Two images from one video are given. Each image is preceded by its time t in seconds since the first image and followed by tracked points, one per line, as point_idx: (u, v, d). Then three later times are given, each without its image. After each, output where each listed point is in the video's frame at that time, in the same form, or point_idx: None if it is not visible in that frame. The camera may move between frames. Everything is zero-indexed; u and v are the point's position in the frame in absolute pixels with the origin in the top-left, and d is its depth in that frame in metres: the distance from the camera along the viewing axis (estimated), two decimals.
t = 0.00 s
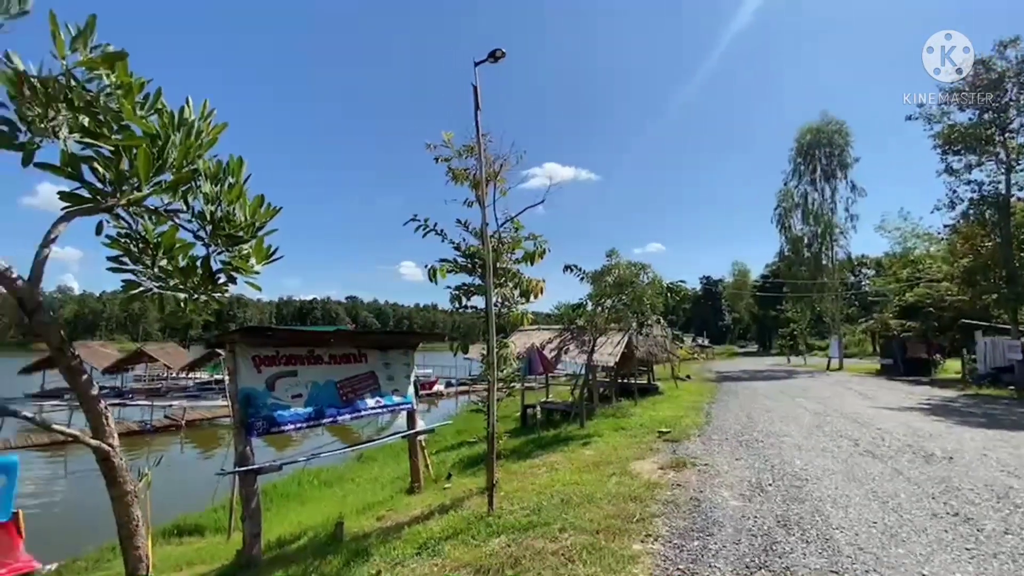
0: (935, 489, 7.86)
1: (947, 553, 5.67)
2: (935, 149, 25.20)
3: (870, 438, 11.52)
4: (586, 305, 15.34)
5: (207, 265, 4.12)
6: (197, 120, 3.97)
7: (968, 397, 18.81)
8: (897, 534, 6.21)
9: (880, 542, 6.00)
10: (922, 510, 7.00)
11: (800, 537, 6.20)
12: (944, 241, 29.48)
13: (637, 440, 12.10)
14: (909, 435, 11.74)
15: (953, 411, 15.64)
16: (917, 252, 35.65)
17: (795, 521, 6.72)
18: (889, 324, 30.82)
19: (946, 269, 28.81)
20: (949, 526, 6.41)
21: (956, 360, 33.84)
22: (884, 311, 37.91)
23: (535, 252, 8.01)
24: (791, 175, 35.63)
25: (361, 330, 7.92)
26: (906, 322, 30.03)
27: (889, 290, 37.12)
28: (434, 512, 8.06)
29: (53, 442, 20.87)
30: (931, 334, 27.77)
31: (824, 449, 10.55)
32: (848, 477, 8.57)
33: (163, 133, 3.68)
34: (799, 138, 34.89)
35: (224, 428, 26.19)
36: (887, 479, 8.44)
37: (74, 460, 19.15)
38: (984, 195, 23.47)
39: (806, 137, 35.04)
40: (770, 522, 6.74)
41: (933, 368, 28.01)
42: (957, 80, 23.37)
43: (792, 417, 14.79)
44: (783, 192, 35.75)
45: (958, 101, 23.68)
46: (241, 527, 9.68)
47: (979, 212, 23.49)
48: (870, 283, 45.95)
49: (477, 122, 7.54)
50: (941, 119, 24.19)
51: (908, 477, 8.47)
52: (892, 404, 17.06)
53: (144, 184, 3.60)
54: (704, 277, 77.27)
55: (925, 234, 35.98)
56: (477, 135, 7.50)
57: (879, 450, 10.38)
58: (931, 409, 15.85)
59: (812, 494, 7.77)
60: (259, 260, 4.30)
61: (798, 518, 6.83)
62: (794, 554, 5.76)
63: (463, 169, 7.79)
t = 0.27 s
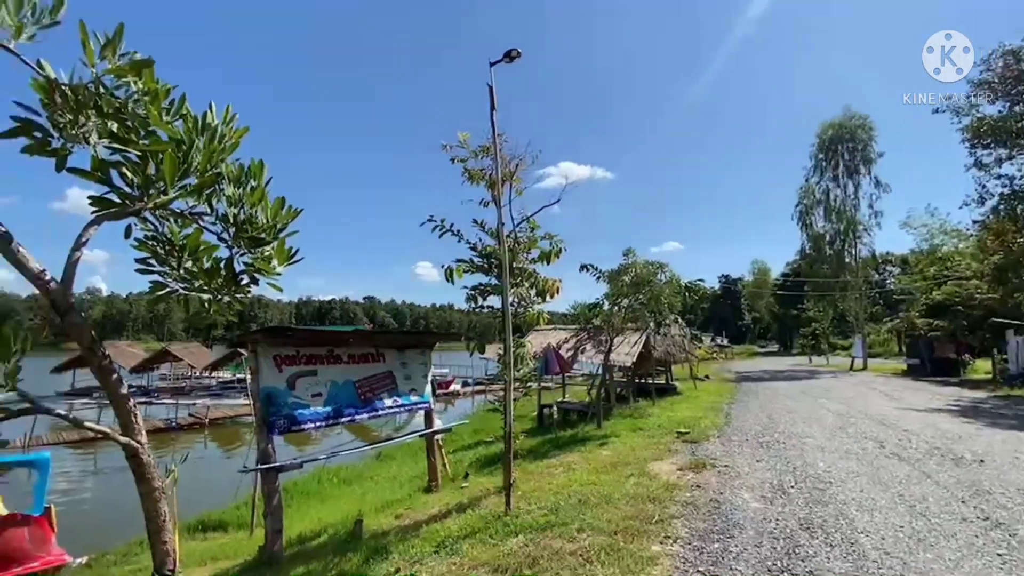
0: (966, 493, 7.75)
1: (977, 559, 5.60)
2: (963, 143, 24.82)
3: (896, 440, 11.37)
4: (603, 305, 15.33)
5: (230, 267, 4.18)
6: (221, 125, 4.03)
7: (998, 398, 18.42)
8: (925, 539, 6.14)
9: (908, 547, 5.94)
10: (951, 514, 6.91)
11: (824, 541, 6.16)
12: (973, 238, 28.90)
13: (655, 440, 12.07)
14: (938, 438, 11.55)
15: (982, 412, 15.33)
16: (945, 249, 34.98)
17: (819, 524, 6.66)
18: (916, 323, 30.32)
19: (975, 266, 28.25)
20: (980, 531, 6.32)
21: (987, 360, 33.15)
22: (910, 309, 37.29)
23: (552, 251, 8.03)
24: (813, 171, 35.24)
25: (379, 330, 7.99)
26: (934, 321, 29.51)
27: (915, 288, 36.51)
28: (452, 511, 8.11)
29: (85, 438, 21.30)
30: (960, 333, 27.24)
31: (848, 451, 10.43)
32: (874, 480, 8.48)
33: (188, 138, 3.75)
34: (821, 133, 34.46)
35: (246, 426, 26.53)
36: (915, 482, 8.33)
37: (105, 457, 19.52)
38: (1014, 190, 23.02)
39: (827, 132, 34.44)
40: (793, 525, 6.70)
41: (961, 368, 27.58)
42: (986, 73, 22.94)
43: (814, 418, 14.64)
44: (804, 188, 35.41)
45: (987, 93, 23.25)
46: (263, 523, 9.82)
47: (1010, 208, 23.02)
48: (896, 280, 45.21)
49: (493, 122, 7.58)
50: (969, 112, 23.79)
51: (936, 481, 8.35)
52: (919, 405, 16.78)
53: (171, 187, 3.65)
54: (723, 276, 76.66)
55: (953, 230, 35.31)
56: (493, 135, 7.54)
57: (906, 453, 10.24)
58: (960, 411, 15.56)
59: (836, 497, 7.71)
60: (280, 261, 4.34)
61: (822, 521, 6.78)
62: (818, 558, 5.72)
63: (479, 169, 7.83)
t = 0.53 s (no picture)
0: (996, 497, 7.64)
1: (1009, 565, 5.52)
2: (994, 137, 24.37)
3: (924, 443, 11.21)
4: (619, 305, 15.33)
5: (252, 268, 4.26)
6: (243, 129, 4.10)
7: None
8: (954, 544, 6.06)
9: (937, 552, 5.87)
10: (981, 519, 6.82)
11: (848, 545, 6.11)
12: (1004, 235, 28.32)
13: (674, 441, 12.03)
14: (967, 440, 11.37)
15: (1013, 415, 15.02)
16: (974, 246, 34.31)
17: (843, 528, 6.61)
18: (944, 322, 29.80)
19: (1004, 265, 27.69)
20: (1012, 537, 6.22)
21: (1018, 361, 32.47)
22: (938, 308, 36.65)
23: (567, 251, 8.04)
24: (835, 167, 34.82)
25: (397, 330, 8.05)
26: (962, 320, 28.97)
27: (943, 286, 35.87)
28: (469, 510, 8.14)
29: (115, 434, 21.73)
30: (990, 333, 26.70)
31: (874, 454, 10.31)
32: (901, 483, 8.38)
33: (211, 142, 3.85)
34: (843, 129, 34.03)
35: (268, 425, 26.83)
36: (943, 486, 8.22)
37: (133, 453, 19.89)
38: None
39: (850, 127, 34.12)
40: (816, 528, 6.65)
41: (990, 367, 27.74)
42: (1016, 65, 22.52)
43: (838, 419, 14.48)
44: (826, 185, 35.08)
45: (1018, 85, 22.83)
46: (284, 520, 9.93)
47: None
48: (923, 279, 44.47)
49: (509, 122, 7.60)
50: (999, 104, 23.37)
51: (966, 485, 8.23)
52: (947, 407, 16.48)
53: (194, 191, 3.78)
54: (743, 274, 76.00)
55: (982, 227, 34.63)
56: (508, 135, 7.57)
57: (934, 456, 10.09)
58: (991, 413, 15.25)
59: (861, 500, 7.63)
60: (301, 263, 4.40)
61: (846, 525, 6.72)
62: (842, 562, 5.68)
63: (495, 169, 7.86)
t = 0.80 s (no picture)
0: None
1: None
2: None
3: (953, 446, 11.04)
4: (637, 304, 15.34)
5: (274, 269, 4.33)
6: (263, 131, 4.17)
7: None
8: (984, 550, 5.98)
9: (966, 558, 5.80)
10: (1012, 524, 6.71)
11: (873, 549, 6.05)
12: None
13: (693, 442, 11.96)
14: (997, 443, 11.17)
15: None
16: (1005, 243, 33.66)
17: (868, 532, 6.54)
18: (973, 322, 29.25)
19: None
20: None
21: None
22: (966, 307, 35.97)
23: (584, 250, 8.04)
24: (857, 163, 34.39)
25: (415, 330, 8.11)
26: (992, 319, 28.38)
27: (972, 284, 35.21)
28: (486, 509, 8.17)
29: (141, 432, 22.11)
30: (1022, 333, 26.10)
31: (900, 457, 10.18)
32: (927, 487, 8.27)
33: (233, 145, 3.91)
34: (866, 124, 33.57)
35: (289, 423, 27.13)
36: (972, 490, 8.09)
37: (159, 451, 20.22)
38: None
39: (874, 122, 33.57)
40: (840, 532, 6.59)
41: None
42: None
43: (862, 421, 14.31)
44: (848, 181, 34.71)
45: None
46: (305, 516, 10.05)
47: None
48: (949, 278, 43.73)
49: (524, 122, 7.62)
50: None
51: (996, 489, 8.10)
52: (977, 409, 16.18)
53: (217, 194, 3.85)
54: (763, 273, 75.30)
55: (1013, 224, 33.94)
56: (524, 135, 7.59)
57: (963, 459, 9.92)
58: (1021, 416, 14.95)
59: (887, 504, 7.55)
60: (320, 264, 4.47)
61: (872, 529, 6.65)
62: (867, 567, 5.62)
63: (511, 169, 7.88)
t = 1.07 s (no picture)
0: None
1: None
2: None
3: (982, 449, 10.86)
4: (654, 304, 15.31)
5: (294, 271, 4.42)
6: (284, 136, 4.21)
7: None
8: (1015, 556, 5.88)
9: (996, 564, 5.71)
10: None
11: (899, 555, 5.99)
12: None
13: (712, 444, 11.90)
14: None
15: None
16: None
17: (895, 537, 6.47)
18: (1002, 321, 28.69)
19: None
20: None
21: None
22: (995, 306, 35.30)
23: (600, 250, 8.03)
24: (882, 158, 34.03)
25: (432, 330, 8.15)
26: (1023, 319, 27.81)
27: (1001, 282, 34.55)
28: (504, 509, 8.20)
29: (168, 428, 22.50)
30: None
31: (928, 460, 10.04)
32: (956, 491, 8.16)
33: (254, 150, 4.00)
34: (891, 118, 33.15)
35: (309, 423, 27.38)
36: (1003, 495, 7.96)
37: (184, 448, 20.54)
38: None
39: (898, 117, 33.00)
40: (865, 536, 6.53)
41: None
42: None
43: (887, 423, 14.13)
44: (872, 177, 34.33)
45: None
46: (325, 514, 10.16)
47: None
48: (977, 276, 42.96)
49: (540, 122, 7.64)
50: None
51: None
52: (1006, 411, 15.88)
53: (239, 198, 3.97)
54: (783, 272, 74.56)
55: None
56: (539, 135, 7.61)
57: (993, 463, 9.75)
58: None
59: (913, 509, 7.46)
60: (340, 265, 4.54)
61: (898, 534, 6.58)
62: (891, 573, 5.57)
63: (526, 169, 7.90)
